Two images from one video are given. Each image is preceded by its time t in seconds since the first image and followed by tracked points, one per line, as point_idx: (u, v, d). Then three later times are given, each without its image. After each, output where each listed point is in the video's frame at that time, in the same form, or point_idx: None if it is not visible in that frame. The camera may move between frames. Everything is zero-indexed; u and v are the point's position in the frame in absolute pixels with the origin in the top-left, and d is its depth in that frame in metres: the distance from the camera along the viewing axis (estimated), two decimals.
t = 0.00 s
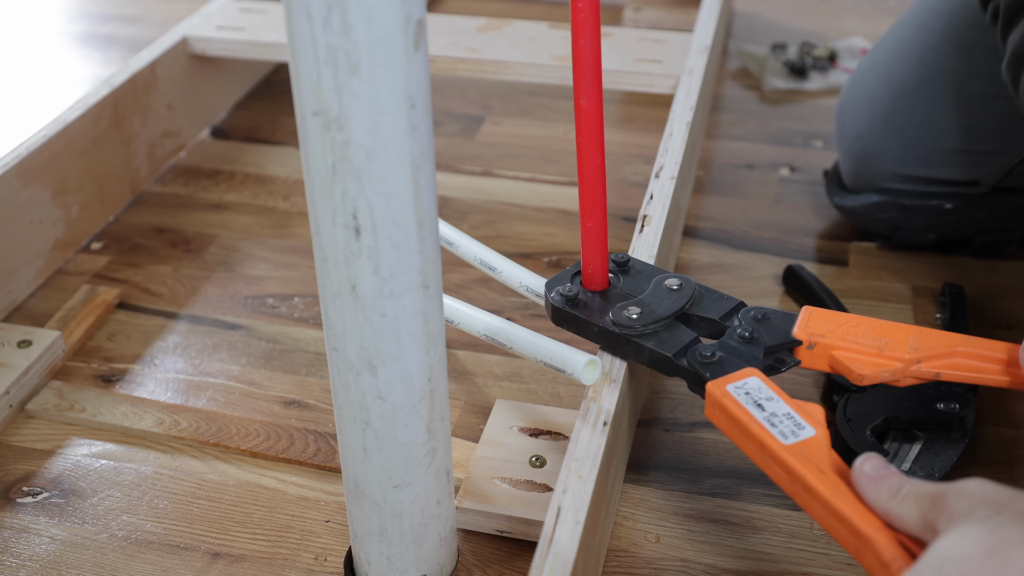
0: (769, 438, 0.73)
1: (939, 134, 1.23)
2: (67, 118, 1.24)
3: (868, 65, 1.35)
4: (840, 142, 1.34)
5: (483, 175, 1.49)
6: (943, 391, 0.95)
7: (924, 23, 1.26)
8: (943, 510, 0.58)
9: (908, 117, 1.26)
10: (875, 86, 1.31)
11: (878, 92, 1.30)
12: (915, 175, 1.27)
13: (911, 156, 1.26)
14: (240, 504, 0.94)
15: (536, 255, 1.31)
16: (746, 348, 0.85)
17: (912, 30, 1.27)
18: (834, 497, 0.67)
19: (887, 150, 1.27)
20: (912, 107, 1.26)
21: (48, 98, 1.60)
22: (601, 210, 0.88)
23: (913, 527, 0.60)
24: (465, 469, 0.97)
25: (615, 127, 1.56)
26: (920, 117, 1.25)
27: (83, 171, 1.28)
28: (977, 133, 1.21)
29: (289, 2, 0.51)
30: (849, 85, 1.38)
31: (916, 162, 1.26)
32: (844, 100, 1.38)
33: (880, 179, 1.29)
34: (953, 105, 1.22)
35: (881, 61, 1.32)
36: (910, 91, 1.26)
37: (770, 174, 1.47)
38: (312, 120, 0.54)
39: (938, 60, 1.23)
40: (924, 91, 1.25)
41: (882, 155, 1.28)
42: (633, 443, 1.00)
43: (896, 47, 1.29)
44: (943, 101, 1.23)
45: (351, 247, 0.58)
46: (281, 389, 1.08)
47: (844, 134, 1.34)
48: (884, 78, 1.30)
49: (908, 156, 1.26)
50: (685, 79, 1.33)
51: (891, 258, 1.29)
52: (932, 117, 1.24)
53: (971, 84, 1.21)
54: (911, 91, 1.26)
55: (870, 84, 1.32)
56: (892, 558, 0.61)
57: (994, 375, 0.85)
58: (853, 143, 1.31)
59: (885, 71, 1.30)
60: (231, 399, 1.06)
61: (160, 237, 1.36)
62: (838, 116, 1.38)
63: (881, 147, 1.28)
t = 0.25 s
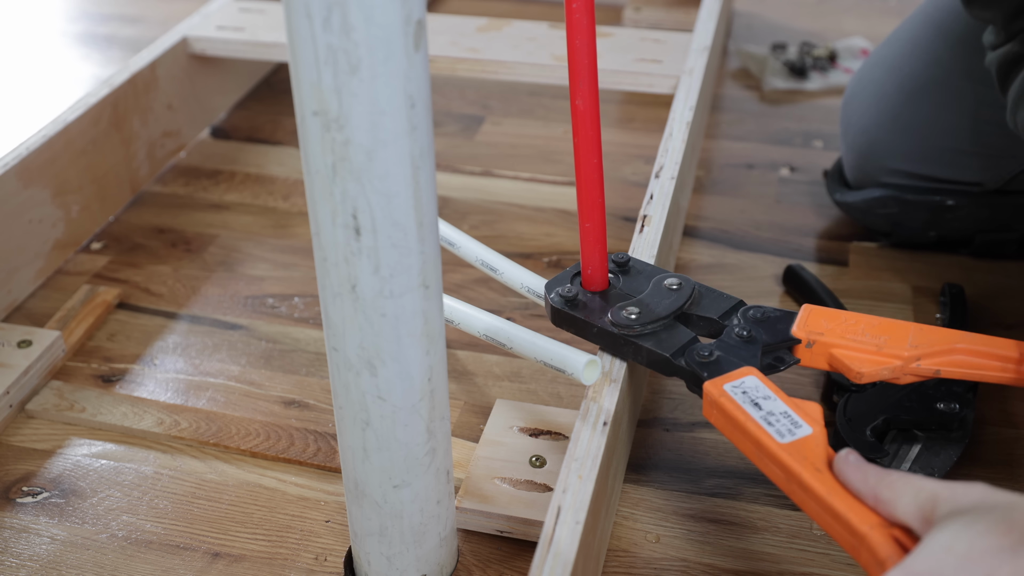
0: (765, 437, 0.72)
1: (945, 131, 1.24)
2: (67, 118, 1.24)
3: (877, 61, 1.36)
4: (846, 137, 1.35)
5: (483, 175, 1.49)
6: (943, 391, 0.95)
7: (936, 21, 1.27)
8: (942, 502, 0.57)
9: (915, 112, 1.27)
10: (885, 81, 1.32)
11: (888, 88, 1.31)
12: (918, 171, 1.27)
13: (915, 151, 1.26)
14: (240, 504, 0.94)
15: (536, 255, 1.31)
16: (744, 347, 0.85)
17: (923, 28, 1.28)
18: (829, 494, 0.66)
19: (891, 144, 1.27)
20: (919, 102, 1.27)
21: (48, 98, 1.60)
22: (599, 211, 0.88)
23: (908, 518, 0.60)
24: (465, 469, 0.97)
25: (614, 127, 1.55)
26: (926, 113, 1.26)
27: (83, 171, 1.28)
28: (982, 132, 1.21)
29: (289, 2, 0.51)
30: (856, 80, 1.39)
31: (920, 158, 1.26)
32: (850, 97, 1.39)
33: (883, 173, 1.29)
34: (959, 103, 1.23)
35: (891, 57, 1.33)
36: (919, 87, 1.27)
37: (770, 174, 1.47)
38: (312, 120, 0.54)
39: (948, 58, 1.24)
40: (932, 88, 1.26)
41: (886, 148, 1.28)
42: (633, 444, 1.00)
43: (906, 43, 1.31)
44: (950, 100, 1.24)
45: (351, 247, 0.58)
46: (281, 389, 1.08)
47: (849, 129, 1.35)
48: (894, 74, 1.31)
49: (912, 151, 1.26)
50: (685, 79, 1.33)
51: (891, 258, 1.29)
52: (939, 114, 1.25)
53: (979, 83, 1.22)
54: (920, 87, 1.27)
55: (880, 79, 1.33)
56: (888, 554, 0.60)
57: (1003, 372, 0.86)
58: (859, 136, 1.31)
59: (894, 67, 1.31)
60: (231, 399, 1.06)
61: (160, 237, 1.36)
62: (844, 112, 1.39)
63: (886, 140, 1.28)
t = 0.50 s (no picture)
0: (782, 431, 0.73)
1: (949, 126, 1.23)
2: (67, 118, 1.24)
3: (880, 56, 1.35)
4: (848, 134, 1.35)
5: (483, 175, 1.49)
6: (943, 391, 0.95)
7: (937, 16, 1.26)
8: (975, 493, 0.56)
9: (919, 109, 1.26)
10: (889, 77, 1.31)
11: (892, 85, 1.30)
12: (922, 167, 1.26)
13: (918, 148, 1.25)
14: (240, 504, 0.94)
15: (536, 255, 1.31)
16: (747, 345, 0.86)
17: (926, 22, 1.27)
18: (855, 484, 0.66)
19: (894, 141, 1.27)
20: (923, 98, 1.26)
21: (48, 98, 1.60)
22: (597, 211, 0.88)
23: (935, 499, 0.59)
24: (465, 469, 0.97)
25: (614, 127, 1.55)
26: (930, 109, 1.25)
27: (83, 171, 1.28)
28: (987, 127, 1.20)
29: (289, 2, 0.51)
30: (859, 76, 1.38)
31: (924, 154, 1.25)
32: (853, 93, 1.39)
33: (886, 169, 1.29)
34: (963, 98, 1.22)
35: (894, 53, 1.32)
36: (922, 83, 1.26)
37: (770, 174, 1.47)
38: (312, 120, 0.54)
39: (952, 53, 1.23)
40: (936, 84, 1.25)
41: (889, 145, 1.27)
42: (633, 444, 1.00)
43: (910, 38, 1.29)
44: (953, 95, 1.23)
45: (351, 247, 0.58)
46: (281, 389, 1.08)
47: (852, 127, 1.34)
48: (897, 71, 1.30)
49: (915, 147, 1.26)
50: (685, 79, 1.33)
51: (891, 258, 1.29)
52: (943, 110, 1.24)
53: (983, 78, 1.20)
54: (923, 83, 1.26)
55: (884, 74, 1.32)
56: (922, 541, 0.60)
57: (1004, 366, 0.84)
58: (862, 133, 1.31)
59: (898, 63, 1.30)
60: (231, 399, 1.06)
61: (160, 237, 1.36)
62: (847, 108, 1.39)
63: (889, 137, 1.28)
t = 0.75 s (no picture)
0: (808, 423, 0.74)
1: (962, 126, 1.23)
2: (67, 117, 1.24)
3: (892, 50, 1.34)
4: (858, 128, 1.34)
5: (483, 175, 1.49)
6: (943, 392, 0.95)
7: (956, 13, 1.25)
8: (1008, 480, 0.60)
9: (934, 106, 1.26)
10: (902, 72, 1.30)
11: (905, 80, 1.29)
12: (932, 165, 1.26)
13: (931, 146, 1.25)
14: (240, 504, 0.94)
15: (536, 255, 1.31)
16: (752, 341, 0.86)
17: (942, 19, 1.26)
18: (890, 469, 0.68)
19: (907, 138, 1.27)
20: (937, 95, 1.25)
21: (48, 98, 1.60)
22: (600, 210, 0.88)
23: (974, 479, 0.63)
24: (465, 469, 0.97)
25: (615, 127, 1.55)
26: (944, 107, 1.25)
27: (83, 170, 1.28)
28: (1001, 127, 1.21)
29: (288, 2, 0.51)
30: (869, 70, 1.37)
31: (936, 152, 1.25)
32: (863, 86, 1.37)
33: (897, 165, 1.29)
34: (978, 97, 1.22)
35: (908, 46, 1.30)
36: (937, 80, 1.25)
37: (770, 174, 1.47)
38: (312, 120, 0.54)
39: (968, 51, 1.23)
40: (950, 82, 1.24)
41: (901, 142, 1.28)
42: (633, 443, 1.00)
43: (925, 33, 1.28)
44: (968, 94, 1.23)
45: (351, 247, 0.58)
46: (281, 389, 1.08)
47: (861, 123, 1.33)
48: (910, 66, 1.29)
49: (927, 145, 1.26)
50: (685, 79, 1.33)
51: (891, 258, 1.29)
52: (957, 109, 1.24)
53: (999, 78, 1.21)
54: (938, 80, 1.25)
55: (897, 69, 1.31)
56: (966, 520, 0.63)
57: (1002, 366, 0.84)
58: (875, 130, 1.30)
59: (912, 59, 1.29)
60: (231, 399, 1.06)
61: (160, 237, 1.36)
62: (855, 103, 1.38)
63: (901, 134, 1.28)
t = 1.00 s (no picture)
0: (813, 419, 0.74)
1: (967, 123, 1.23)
2: (67, 118, 1.24)
3: (898, 46, 1.33)
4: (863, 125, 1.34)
5: (483, 175, 1.49)
6: (943, 391, 0.95)
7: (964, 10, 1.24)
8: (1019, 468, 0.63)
9: (940, 102, 1.25)
10: (907, 68, 1.29)
11: (909, 76, 1.28)
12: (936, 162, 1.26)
13: (935, 143, 1.25)
14: (240, 504, 0.94)
15: (536, 255, 1.31)
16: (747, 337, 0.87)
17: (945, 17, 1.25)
18: (900, 460, 0.69)
19: (911, 135, 1.27)
20: (943, 92, 1.25)
21: (48, 98, 1.60)
22: (586, 215, 0.88)
23: (985, 466, 0.65)
24: (465, 469, 0.97)
25: (615, 127, 1.55)
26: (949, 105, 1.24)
27: (83, 170, 1.28)
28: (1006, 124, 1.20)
29: (288, 2, 0.51)
30: (875, 66, 1.36)
31: (940, 150, 1.25)
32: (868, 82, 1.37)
33: (901, 162, 1.29)
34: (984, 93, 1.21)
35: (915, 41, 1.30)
36: (942, 76, 1.25)
37: (770, 174, 1.47)
38: (312, 120, 0.54)
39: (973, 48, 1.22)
40: (955, 79, 1.23)
41: (905, 139, 1.27)
42: (633, 443, 1.00)
43: (930, 30, 1.27)
44: (974, 92, 1.22)
45: (351, 247, 0.58)
46: (281, 389, 1.08)
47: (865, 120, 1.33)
48: (916, 62, 1.28)
49: (931, 142, 1.25)
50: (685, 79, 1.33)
51: (891, 257, 1.29)
52: (961, 106, 1.23)
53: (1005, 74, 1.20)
54: (943, 76, 1.24)
55: (902, 64, 1.30)
56: (981, 506, 0.64)
57: (997, 355, 0.84)
58: (879, 126, 1.30)
59: (918, 55, 1.28)
60: (231, 399, 1.06)
61: (160, 237, 1.36)
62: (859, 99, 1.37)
63: (906, 131, 1.27)
